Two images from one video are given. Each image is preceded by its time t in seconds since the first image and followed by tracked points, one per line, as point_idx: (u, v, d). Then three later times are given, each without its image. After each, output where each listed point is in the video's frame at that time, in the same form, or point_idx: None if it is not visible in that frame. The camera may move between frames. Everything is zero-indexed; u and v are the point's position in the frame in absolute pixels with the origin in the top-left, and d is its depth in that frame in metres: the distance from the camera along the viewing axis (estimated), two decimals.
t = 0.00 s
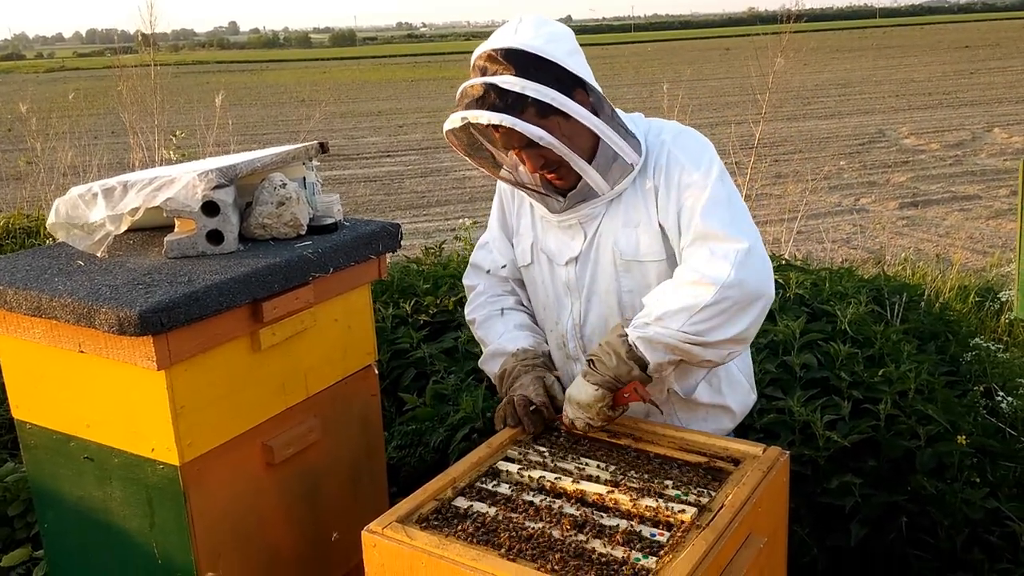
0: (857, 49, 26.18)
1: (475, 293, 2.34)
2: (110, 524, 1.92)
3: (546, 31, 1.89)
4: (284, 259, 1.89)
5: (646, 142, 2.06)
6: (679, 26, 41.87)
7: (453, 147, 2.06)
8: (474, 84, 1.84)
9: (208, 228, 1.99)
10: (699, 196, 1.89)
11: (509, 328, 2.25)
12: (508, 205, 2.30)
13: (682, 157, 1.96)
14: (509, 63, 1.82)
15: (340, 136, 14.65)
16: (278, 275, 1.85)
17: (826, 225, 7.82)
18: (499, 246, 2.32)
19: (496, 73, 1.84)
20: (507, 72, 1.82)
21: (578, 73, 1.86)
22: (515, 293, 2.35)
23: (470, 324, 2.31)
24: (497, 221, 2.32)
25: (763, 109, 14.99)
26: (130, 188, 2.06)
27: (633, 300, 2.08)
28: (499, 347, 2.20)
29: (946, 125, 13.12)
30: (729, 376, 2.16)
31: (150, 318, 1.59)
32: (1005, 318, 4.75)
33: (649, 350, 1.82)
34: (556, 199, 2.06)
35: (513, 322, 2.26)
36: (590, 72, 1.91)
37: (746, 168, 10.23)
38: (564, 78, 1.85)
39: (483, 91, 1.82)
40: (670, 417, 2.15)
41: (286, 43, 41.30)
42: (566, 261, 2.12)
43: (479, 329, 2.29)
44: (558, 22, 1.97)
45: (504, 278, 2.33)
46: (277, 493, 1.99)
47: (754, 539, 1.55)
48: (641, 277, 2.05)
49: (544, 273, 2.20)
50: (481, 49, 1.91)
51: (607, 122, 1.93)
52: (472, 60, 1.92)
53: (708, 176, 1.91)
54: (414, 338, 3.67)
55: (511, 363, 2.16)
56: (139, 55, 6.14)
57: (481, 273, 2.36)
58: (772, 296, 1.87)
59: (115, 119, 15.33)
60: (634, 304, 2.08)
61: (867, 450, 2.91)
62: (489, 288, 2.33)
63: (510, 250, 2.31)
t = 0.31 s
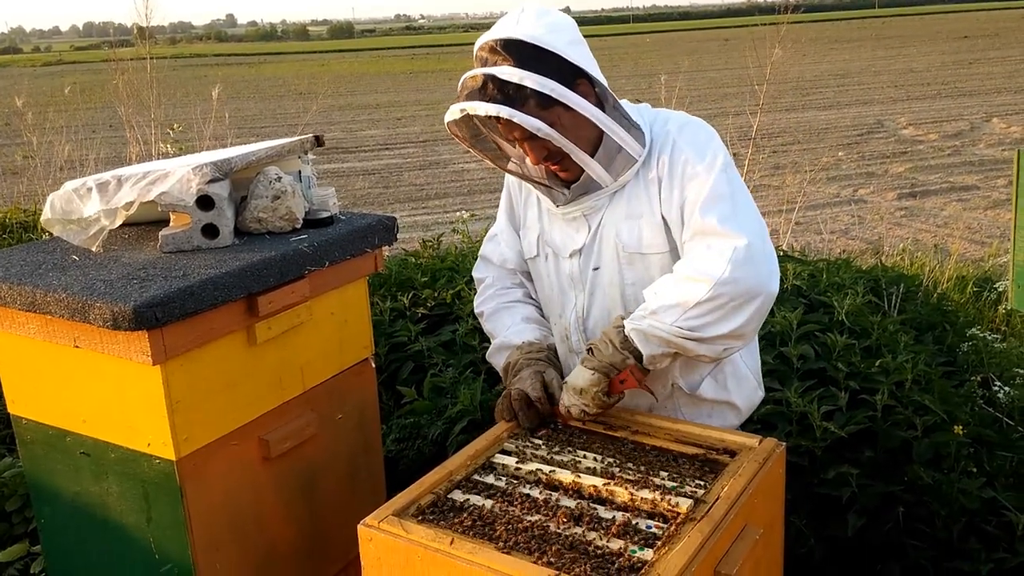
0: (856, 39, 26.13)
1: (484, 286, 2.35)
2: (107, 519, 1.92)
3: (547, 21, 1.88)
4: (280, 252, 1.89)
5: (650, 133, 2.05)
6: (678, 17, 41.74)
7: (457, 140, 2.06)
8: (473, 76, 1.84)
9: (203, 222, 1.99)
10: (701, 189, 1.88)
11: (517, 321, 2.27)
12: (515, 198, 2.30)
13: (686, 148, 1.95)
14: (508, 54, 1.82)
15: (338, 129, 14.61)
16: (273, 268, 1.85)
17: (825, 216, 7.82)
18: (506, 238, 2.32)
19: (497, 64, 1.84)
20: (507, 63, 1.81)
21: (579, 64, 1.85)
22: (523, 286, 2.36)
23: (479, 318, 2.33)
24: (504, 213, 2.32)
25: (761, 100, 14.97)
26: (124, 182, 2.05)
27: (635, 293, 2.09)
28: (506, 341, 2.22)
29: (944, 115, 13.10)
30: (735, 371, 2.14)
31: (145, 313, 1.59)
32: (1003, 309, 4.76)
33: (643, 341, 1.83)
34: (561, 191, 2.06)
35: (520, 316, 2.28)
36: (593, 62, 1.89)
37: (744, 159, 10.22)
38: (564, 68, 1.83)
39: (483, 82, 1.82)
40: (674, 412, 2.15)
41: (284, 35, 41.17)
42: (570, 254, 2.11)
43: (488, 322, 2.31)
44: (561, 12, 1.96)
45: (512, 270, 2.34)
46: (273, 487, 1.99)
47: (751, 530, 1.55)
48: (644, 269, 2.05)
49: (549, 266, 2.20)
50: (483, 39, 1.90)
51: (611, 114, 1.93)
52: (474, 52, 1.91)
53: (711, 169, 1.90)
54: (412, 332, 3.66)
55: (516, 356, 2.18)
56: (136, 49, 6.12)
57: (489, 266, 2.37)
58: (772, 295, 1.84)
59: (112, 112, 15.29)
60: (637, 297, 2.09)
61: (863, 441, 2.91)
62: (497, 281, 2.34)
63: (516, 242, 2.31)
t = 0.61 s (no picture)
0: (852, 33, 26.12)
1: (486, 278, 2.34)
2: (100, 516, 1.91)
3: (551, 11, 1.86)
4: (274, 247, 1.88)
5: (652, 125, 2.04)
6: (674, 11, 41.67)
7: (460, 130, 2.05)
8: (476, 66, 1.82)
9: (196, 217, 1.97)
10: (694, 180, 1.87)
11: (516, 315, 2.26)
12: (518, 189, 2.29)
13: (683, 141, 1.94)
14: (511, 44, 1.80)
15: (334, 123, 14.58)
16: (267, 263, 1.84)
17: (821, 210, 7.82)
18: (509, 230, 2.32)
19: (500, 53, 1.83)
20: (510, 52, 1.80)
21: (583, 55, 1.84)
22: (524, 279, 2.35)
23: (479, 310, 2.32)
24: (508, 205, 2.32)
25: (757, 94, 14.95)
26: (116, 177, 2.03)
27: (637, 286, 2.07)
28: (504, 336, 2.22)
29: (940, 109, 13.09)
30: (738, 368, 2.14)
31: (137, 309, 1.58)
32: (998, 303, 4.76)
33: (624, 340, 1.84)
34: (563, 182, 2.06)
35: (520, 310, 2.27)
36: (597, 54, 1.88)
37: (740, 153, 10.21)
38: (567, 59, 1.82)
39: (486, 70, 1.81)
40: (675, 408, 2.15)
41: (279, 30, 41.04)
42: (570, 247, 2.10)
43: (488, 315, 2.30)
44: (566, 3, 1.94)
45: (514, 262, 2.33)
46: (267, 484, 1.99)
47: (746, 525, 1.55)
48: (643, 263, 2.04)
49: (551, 259, 2.19)
50: (488, 28, 1.89)
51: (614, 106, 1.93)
52: (478, 41, 1.90)
53: (705, 160, 1.90)
54: (407, 327, 3.65)
55: (512, 352, 2.18)
56: (130, 43, 6.10)
57: (491, 258, 2.36)
58: (756, 289, 1.81)
59: (107, 107, 15.23)
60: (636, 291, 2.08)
61: (859, 436, 2.91)
62: (498, 274, 2.33)
63: (518, 234, 2.30)
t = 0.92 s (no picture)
0: (851, 32, 26.09)
1: (486, 276, 2.35)
2: (98, 515, 1.91)
3: (548, 12, 1.85)
4: (272, 247, 1.88)
5: (648, 127, 2.03)
6: (675, 10, 41.64)
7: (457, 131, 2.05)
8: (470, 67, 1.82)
9: (194, 216, 1.97)
10: (690, 185, 1.87)
11: (513, 314, 2.26)
12: (518, 188, 2.29)
13: (680, 144, 1.94)
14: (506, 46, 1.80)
15: (334, 122, 14.58)
16: (265, 263, 1.84)
17: (821, 209, 7.82)
18: (508, 229, 2.32)
19: (495, 55, 1.83)
20: (504, 54, 1.80)
21: (577, 58, 1.82)
22: (524, 277, 2.35)
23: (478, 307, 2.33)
24: (507, 203, 2.32)
25: (757, 93, 14.95)
26: (115, 176, 2.03)
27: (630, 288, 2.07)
28: (501, 334, 2.22)
29: (941, 108, 13.09)
30: (735, 372, 2.14)
31: (135, 309, 1.58)
32: (999, 302, 4.76)
33: (620, 352, 1.79)
34: (560, 182, 2.05)
35: (518, 308, 2.27)
36: (592, 56, 1.87)
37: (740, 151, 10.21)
38: (561, 62, 1.81)
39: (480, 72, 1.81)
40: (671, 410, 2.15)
41: (279, 28, 41.04)
42: (566, 248, 2.10)
43: (487, 313, 2.30)
44: (564, 4, 1.93)
45: (513, 260, 2.33)
46: (265, 484, 1.99)
47: (744, 526, 1.55)
48: (638, 265, 2.03)
49: (547, 259, 2.19)
50: (485, 29, 1.88)
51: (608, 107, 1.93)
52: (476, 41, 1.90)
53: (702, 164, 1.89)
54: (406, 326, 3.65)
55: (509, 351, 2.18)
56: (130, 42, 6.09)
57: (491, 255, 2.36)
58: (755, 295, 1.81)
59: (107, 105, 15.23)
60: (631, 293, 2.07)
61: (858, 436, 2.91)
62: (498, 272, 2.33)
63: (518, 231, 2.31)
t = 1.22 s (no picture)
0: (856, 33, 26.05)
1: (481, 279, 2.35)
2: (101, 515, 1.91)
3: (546, 19, 1.85)
4: (275, 248, 1.88)
5: (651, 131, 2.02)
6: (680, 11, 41.63)
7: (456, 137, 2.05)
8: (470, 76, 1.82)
9: (198, 217, 1.97)
10: (713, 194, 1.86)
11: (507, 316, 2.25)
12: (515, 192, 2.29)
13: (690, 151, 1.93)
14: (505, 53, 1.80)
15: (338, 122, 14.59)
16: (268, 264, 1.84)
17: (825, 211, 7.81)
18: (505, 233, 2.33)
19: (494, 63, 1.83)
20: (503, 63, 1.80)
21: (577, 63, 1.82)
22: (520, 281, 2.35)
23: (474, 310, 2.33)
24: (505, 208, 2.32)
25: (762, 95, 14.93)
26: (119, 178, 2.04)
27: (633, 291, 2.07)
28: (493, 336, 2.20)
29: (946, 110, 13.06)
30: (733, 373, 2.14)
31: (139, 310, 1.58)
32: (1003, 305, 4.74)
33: (650, 349, 1.81)
34: (560, 187, 2.05)
35: (512, 311, 2.26)
36: (592, 61, 1.87)
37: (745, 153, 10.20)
38: (560, 68, 1.81)
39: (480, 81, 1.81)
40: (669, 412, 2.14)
41: (284, 29, 41.11)
42: (566, 251, 2.10)
43: (482, 315, 2.30)
44: (561, 9, 1.93)
45: (509, 264, 2.34)
46: (267, 484, 1.98)
47: (748, 531, 1.54)
48: (641, 269, 2.03)
49: (546, 262, 2.19)
50: (483, 36, 1.88)
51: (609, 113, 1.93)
52: (473, 48, 1.90)
53: (718, 173, 1.89)
54: (410, 327, 3.65)
55: (499, 353, 2.14)
56: (135, 42, 6.10)
57: (488, 259, 2.37)
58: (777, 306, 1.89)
59: (112, 105, 15.26)
60: (634, 296, 2.07)
61: (862, 439, 2.90)
62: (494, 275, 2.33)
63: (515, 236, 2.32)
